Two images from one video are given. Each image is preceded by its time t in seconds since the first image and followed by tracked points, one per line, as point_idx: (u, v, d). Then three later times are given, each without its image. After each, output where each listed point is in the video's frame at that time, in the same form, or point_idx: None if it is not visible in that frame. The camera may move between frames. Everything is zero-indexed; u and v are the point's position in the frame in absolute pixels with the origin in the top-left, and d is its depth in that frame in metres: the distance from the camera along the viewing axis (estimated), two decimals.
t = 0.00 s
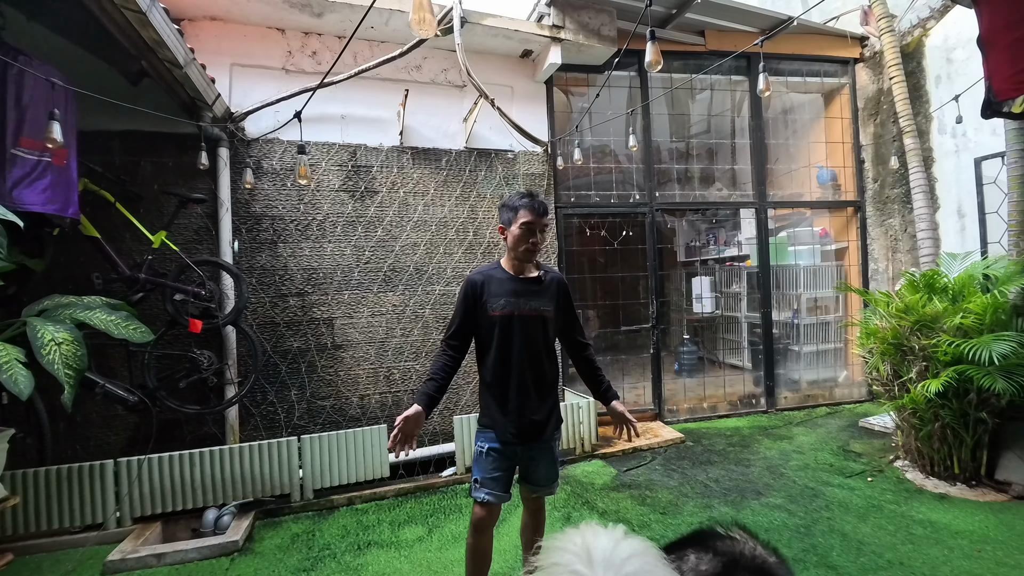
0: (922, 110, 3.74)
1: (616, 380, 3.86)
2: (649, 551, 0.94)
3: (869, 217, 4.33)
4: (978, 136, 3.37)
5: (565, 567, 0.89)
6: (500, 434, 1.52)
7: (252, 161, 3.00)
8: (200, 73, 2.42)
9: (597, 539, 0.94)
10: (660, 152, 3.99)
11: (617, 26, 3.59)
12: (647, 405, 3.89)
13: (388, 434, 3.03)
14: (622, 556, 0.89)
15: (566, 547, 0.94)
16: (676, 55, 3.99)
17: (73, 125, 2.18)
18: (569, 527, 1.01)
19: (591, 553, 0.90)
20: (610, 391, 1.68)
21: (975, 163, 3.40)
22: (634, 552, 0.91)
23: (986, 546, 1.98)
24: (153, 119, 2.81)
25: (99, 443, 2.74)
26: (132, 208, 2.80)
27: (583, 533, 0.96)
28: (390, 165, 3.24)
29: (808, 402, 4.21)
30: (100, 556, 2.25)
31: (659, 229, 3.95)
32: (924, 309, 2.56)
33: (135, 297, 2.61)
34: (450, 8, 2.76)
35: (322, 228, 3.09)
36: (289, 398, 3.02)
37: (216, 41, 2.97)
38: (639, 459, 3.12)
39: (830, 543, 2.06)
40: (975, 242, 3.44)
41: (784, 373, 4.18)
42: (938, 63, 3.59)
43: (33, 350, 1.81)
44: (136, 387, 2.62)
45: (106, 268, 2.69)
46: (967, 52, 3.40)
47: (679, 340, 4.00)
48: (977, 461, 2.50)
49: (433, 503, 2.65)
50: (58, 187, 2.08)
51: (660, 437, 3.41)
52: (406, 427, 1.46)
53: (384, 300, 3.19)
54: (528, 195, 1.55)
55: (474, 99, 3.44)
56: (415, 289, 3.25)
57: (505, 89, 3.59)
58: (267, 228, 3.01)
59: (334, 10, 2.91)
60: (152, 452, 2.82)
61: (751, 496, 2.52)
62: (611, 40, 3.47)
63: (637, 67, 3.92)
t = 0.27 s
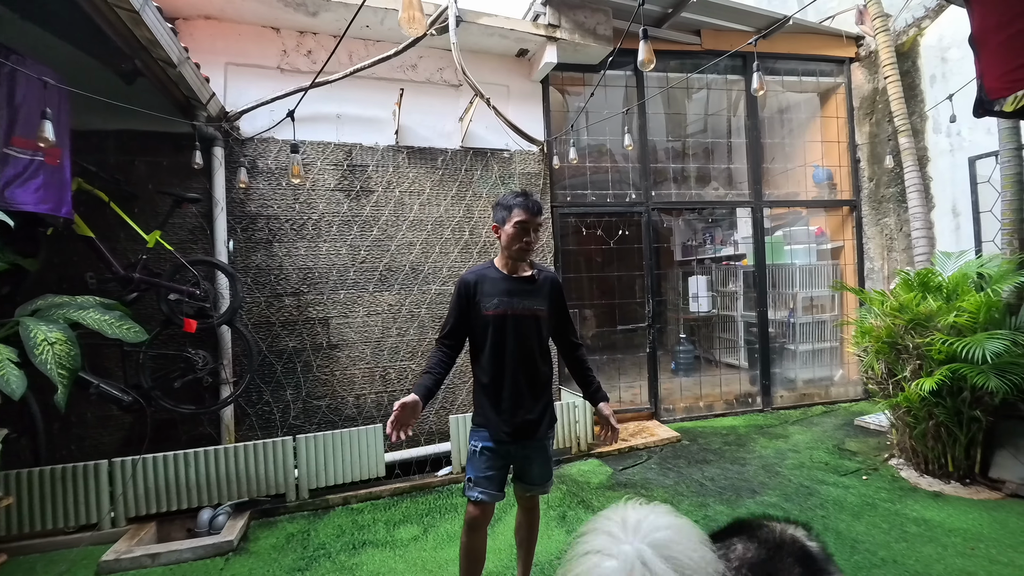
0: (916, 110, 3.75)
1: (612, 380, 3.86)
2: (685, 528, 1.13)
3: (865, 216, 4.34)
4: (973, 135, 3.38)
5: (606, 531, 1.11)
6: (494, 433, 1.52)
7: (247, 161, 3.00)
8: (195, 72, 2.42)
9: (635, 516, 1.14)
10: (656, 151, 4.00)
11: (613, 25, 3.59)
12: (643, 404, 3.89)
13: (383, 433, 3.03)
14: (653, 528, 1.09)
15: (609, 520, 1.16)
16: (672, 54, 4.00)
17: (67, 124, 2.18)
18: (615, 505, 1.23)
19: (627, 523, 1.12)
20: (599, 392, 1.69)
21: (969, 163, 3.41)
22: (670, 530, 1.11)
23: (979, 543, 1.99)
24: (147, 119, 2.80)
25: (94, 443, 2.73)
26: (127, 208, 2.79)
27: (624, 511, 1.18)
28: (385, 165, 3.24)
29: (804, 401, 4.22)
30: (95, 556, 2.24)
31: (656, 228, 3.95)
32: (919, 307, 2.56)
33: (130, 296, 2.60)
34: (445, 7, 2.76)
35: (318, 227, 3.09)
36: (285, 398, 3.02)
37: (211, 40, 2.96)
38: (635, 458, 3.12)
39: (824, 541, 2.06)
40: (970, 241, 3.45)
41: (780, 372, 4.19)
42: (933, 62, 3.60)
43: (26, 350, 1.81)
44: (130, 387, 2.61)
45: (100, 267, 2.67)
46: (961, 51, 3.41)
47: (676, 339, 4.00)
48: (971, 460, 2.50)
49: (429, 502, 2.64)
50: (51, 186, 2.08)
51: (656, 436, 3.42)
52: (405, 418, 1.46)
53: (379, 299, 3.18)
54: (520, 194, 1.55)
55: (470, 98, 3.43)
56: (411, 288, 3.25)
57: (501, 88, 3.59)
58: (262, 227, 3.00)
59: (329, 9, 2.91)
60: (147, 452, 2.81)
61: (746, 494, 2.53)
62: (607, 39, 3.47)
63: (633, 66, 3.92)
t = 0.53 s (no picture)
0: (907, 110, 3.78)
1: (605, 379, 3.86)
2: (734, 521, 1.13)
3: (856, 215, 4.37)
4: (962, 135, 3.40)
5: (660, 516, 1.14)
6: (485, 433, 1.52)
7: (237, 159, 2.97)
8: (184, 70, 2.40)
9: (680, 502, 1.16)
10: (649, 151, 4.00)
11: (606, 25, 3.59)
12: (636, 403, 3.90)
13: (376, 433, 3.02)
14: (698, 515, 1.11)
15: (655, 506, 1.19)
16: (665, 54, 4.01)
17: (52, 122, 2.14)
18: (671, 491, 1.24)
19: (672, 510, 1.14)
20: (590, 392, 1.68)
21: (958, 162, 3.44)
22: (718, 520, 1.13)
23: (968, 540, 2.01)
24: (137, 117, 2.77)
25: (83, 445, 2.70)
26: (115, 207, 2.76)
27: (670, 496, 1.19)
28: (377, 164, 3.22)
29: (796, 399, 4.24)
30: (83, 559, 2.21)
31: (649, 227, 3.96)
32: (909, 306, 2.58)
33: (118, 296, 2.57)
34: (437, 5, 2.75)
35: (309, 226, 3.07)
36: (276, 398, 3.00)
37: (200, 38, 2.93)
38: (628, 457, 3.13)
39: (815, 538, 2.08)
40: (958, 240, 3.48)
41: (773, 370, 4.21)
42: (923, 63, 3.63)
43: (11, 350, 1.78)
44: (119, 388, 2.58)
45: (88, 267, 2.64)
46: (950, 52, 3.43)
47: (669, 338, 4.02)
48: (960, 457, 2.53)
49: (421, 502, 2.63)
50: (37, 185, 2.05)
51: (650, 434, 3.43)
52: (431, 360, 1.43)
53: (372, 299, 3.17)
54: (509, 193, 1.54)
55: (462, 97, 3.42)
56: (404, 288, 3.24)
57: (494, 87, 3.58)
58: (253, 227, 2.98)
59: (320, 7, 2.89)
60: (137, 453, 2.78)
61: (738, 493, 2.54)
62: (599, 38, 3.47)
63: (626, 66, 3.92)
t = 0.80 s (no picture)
0: (892, 112, 3.85)
1: (597, 378, 3.87)
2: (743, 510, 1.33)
3: (843, 215, 4.43)
4: (946, 137, 3.46)
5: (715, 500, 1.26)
6: (478, 433, 1.52)
7: (225, 158, 2.93)
8: (171, 66, 2.36)
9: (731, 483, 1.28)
10: (640, 151, 4.02)
11: (597, 25, 3.60)
12: (628, 402, 3.92)
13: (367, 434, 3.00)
14: (755, 497, 1.23)
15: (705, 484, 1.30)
16: (656, 54, 4.03)
17: (35, 119, 2.10)
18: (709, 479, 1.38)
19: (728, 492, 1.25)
20: (579, 393, 1.68)
21: (941, 164, 3.51)
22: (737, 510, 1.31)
23: (953, 535, 2.05)
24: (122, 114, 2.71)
25: (67, 449, 2.65)
26: (100, 206, 2.70)
27: (719, 477, 1.31)
28: (368, 163, 3.20)
29: (784, 397, 4.30)
30: (68, 565, 2.17)
31: (639, 227, 3.98)
32: (894, 305, 2.63)
33: (103, 297, 2.52)
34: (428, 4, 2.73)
35: (299, 226, 3.04)
36: (266, 400, 2.97)
37: (188, 35, 2.88)
38: (619, 456, 3.15)
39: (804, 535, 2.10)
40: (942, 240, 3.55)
41: (761, 368, 4.26)
42: (908, 66, 3.69)
43: None
44: (104, 390, 2.53)
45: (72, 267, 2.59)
46: (935, 55, 3.49)
47: (659, 337, 4.04)
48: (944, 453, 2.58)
49: (414, 503, 2.62)
50: (19, 183, 2.00)
51: (641, 433, 3.45)
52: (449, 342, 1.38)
53: (362, 299, 3.15)
54: (504, 192, 1.54)
55: (453, 96, 3.41)
56: (395, 287, 3.22)
57: (485, 86, 3.57)
58: (242, 226, 2.94)
59: (310, 4, 2.86)
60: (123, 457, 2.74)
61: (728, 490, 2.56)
62: (591, 38, 3.47)
63: (617, 66, 3.94)
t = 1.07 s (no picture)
0: (875, 115, 3.93)
1: (586, 378, 3.88)
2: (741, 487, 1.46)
3: (827, 217, 4.51)
4: (926, 141, 3.54)
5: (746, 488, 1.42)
6: (471, 435, 1.50)
7: (209, 155, 2.87)
8: (153, 62, 2.30)
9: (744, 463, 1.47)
10: (629, 152, 4.04)
11: (587, 25, 3.61)
12: (617, 402, 3.94)
13: (355, 436, 2.96)
14: (759, 467, 1.41)
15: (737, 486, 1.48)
16: (645, 56, 4.06)
17: (9, 113, 2.02)
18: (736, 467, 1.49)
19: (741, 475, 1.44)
20: (566, 397, 1.69)
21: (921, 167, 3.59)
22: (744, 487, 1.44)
23: (936, 530, 2.09)
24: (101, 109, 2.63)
25: (43, 455, 2.55)
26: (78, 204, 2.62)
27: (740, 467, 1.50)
28: (356, 161, 3.16)
29: (770, 395, 4.36)
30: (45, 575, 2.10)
31: (628, 228, 4.00)
32: (879, 305, 2.68)
33: (82, 298, 2.44)
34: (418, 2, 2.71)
35: (285, 225, 2.99)
36: (251, 402, 2.91)
37: (171, 28, 2.81)
38: (609, 456, 3.15)
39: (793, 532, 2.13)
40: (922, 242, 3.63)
41: (748, 368, 4.32)
42: (890, 70, 3.77)
43: None
44: (83, 394, 2.45)
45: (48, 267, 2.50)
46: (916, 60, 3.57)
47: (648, 337, 4.07)
48: (926, 449, 2.64)
49: (403, 506, 2.60)
50: None
51: (630, 433, 3.47)
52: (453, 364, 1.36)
53: (350, 299, 3.10)
54: (498, 193, 1.53)
55: (443, 95, 3.39)
56: (384, 288, 3.18)
57: (475, 86, 3.55)
58: (226, 225, 2.88)
59: None
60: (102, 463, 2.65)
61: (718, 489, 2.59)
62: (580, 38, 3.48)
63: (606, 67, 3.96)
